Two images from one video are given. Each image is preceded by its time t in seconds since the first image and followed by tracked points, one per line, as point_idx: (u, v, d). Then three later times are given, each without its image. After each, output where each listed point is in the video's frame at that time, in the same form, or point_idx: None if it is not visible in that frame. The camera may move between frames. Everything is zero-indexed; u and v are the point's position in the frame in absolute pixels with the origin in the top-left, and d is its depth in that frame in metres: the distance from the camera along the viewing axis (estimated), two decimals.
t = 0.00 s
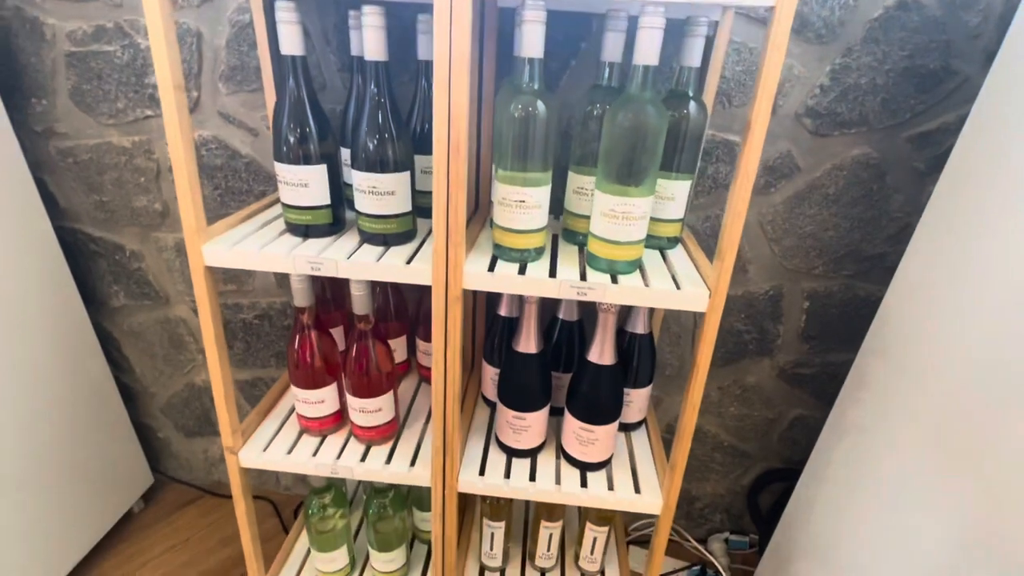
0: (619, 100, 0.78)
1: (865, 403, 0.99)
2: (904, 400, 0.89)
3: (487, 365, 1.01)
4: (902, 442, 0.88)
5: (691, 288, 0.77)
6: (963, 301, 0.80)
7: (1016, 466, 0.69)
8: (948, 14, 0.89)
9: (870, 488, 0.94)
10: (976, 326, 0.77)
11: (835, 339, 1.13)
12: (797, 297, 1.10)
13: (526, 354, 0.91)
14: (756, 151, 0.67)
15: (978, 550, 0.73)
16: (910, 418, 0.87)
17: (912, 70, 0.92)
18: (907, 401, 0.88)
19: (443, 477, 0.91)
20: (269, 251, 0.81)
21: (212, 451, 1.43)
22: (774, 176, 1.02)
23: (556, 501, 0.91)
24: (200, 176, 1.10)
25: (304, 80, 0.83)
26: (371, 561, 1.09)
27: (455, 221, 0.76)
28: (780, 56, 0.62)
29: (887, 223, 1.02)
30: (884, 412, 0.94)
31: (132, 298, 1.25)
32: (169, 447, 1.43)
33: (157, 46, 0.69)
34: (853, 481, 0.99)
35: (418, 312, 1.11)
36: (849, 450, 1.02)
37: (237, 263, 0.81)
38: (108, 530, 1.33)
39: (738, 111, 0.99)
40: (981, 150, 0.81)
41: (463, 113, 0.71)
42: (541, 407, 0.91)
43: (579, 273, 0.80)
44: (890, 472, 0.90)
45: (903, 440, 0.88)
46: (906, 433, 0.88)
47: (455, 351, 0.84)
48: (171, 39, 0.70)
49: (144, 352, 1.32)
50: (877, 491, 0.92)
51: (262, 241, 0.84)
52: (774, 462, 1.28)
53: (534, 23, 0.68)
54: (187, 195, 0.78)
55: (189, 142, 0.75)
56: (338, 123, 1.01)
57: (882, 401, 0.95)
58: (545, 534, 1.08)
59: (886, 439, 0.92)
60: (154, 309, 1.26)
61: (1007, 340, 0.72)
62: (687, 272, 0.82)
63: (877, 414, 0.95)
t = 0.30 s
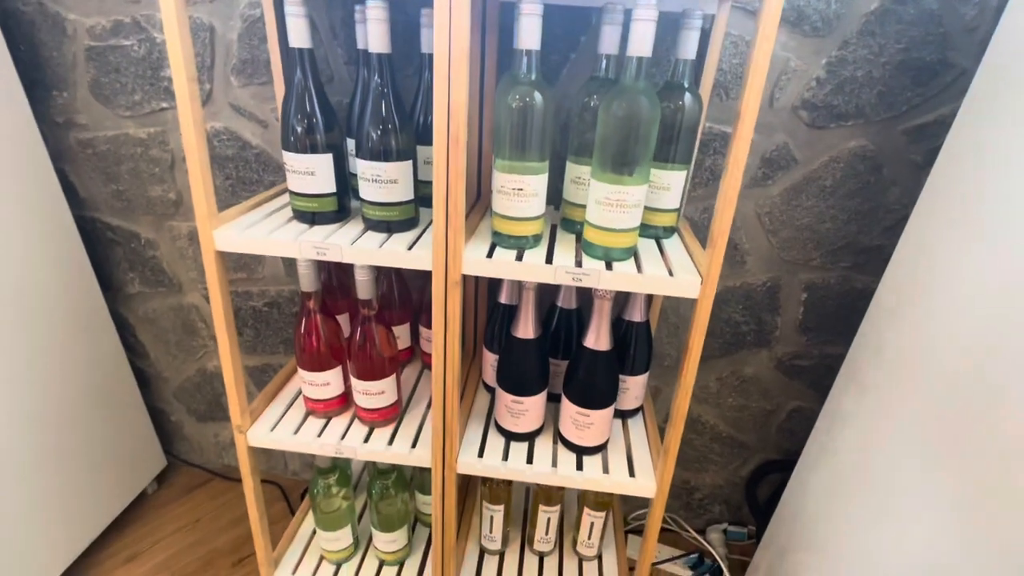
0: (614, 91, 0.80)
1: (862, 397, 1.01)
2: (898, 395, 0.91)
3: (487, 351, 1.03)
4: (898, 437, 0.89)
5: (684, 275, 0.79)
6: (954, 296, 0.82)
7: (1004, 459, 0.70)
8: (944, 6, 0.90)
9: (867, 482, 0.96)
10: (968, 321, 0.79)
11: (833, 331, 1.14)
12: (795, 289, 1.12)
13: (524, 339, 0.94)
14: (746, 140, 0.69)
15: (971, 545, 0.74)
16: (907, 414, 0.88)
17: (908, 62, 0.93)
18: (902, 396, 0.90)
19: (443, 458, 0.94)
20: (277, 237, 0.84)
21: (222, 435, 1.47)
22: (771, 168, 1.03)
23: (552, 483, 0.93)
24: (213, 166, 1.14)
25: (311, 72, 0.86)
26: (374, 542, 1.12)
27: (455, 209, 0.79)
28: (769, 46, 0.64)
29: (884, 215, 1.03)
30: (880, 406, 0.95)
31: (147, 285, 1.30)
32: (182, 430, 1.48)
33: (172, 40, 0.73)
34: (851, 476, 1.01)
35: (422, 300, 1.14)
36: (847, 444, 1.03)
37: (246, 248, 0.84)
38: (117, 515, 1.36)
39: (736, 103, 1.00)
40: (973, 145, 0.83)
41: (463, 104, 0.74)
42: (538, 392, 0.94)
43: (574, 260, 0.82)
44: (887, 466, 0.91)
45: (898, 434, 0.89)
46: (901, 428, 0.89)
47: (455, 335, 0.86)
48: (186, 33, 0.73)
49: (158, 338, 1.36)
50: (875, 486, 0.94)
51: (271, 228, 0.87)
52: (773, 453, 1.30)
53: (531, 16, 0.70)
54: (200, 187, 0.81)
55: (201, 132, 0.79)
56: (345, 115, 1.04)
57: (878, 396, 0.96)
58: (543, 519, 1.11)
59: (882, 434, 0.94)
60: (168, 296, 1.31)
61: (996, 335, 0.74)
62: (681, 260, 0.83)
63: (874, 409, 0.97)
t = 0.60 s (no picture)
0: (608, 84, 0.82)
1: (855, 393, 1.02)
2: (889, 391, 0.93)
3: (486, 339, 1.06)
4: (890, 431, 0.91)
5: (675, 264, 0.81)
6: (944, 295, 0.83)
7: (986, 456, 0.72)
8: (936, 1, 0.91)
9: (860, 476, 0.97)
10: (956, 319, 0.81)
11: (829, 323, 1.16)
12: (791, 281, 1.13)
13: (521, 327, 0.96)
14: (735, 132, 0.71)
15: (949, 538, 0.76)
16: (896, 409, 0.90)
17: (901, 57, 0.95)
18: (893, 393, 0.91)
19: (441, 442, 0.96)
20: (282, 226, 0.87)
21: (229, 424, 1.50)
22: (765, 162, 1.05)
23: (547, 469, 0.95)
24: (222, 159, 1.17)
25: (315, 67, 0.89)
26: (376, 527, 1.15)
27: (453, 199, 0.81)
28: (756, 39, 0.65)
29: (878, 209, 1.05)
30: (871, 402, 0.97)
31: (158, 276, 1.33)
32: (190, 419, 1.51)
33: (183, 35, 0.75)
34: (842, 471, 1.03)
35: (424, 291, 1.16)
36: (839, 440, 1.05)
37: (252, 236, 0.87)
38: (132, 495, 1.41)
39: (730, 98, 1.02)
40: (959, 143, 0.86)
41: (460, 97, 0.76)
42: (535, 379, 0.96)
43: (569, 249, 0.84)
44: (879, 461, 0.93)
45: (889, 431, 0.91)
46: (891, 425, 0.91)
47: (453, 322, 0.89)
48: (196, 28, 0.76)
49: (168, 328, 1.40)
50: (865, 481, 0.95)
51: (276, 217, 0.90)
52: (770, 446, 1.31)
53: (528, 11, 0.72)
54: (206, 176, 0.84)
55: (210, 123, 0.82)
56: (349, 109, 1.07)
57: (872, 390, 0.98)
58: (540, 506, 1.13)
59: (874, 429, 0.95)
60: (178, 286, 1.34)
61: (982, 334, 0.76)
62: (674, 249, 0.85)
63: (865, 405, 0.99)
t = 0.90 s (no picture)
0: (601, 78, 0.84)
1: (850, 390, 1.03)
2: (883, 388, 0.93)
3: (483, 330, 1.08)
4: (886, 426, 0.91)
5: (666, 255, 0.83)
6: (938, 289, 0.84)
7: (975, 452, 0.73)
8: None
9: (855, 471, 0.98)
10: (947, 317, 0.82)
11: (823, 317, 1.17)
12: (785, 275, 1.14)
13: (517, 318, 0.98)
14: (724, 124, 0.72)
15: (941, 535, 0.77)
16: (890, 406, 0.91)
17: (890, 52, 0.96)
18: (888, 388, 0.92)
19: (438, 430, 0.98)
20: (283, 217, 0.90)
21: (233, 417, 1.53)
22: (758, 156, 1.07)
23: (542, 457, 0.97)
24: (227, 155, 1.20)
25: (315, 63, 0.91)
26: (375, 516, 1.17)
27: (450, 190, 0.84)
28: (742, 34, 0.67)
29: (870, 203, 1.06)
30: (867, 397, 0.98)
31: (164, 270, 1.36)
32: (195, 412, 1.54)
33: (188, 31, 0.78)
34: (838, 468, 1.03)
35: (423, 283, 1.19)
36: (835, 436, 1.05)
37: (255, 227, 0.90)
38: (135, 489, 1.42)
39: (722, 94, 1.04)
40: (949, 145, 0.87)
41: (456, 90, 0.78)
42: (530, 368, 0.98)
43: (562, 239, 0.86)
44: (876, 455, 0.93)
45: (885, 426, 0.91)
46: (887, 421, 0.91)
47: (450, 312, 0.91)
48: (201, 25, 0.78)
49: (174, 321, 1.42)
50: (862, 476, 0.96)
51: (279, 208, 0.93)
52: (765, 440, 1.32)
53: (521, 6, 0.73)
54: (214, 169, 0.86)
55: (214, 117, 0.84)
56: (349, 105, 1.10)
57: (867, 386, 0.98)
58: (537, 496, 1.14)
59: (870, 424, 0.96)
60: (184, 280, 1.37)
61: (971, 330, 0.77)
62: (665, 240, 0.87)
63: (860, 402, 1.00)
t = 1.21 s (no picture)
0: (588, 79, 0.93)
1: (842, 388, 1.03)
2: (877, 387, 0.93)
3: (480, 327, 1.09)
4: (880, 424, 0.91)
5: (655, 250, 0.85)
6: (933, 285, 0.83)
7: (975, 452, 0.72)
8: None
9: (849, 470, 0.97)
10: (950, 318, 0.80)
11: (815, 313, 1.19)
12: (777, 271, 1.16)
13: (511, 313, 1.01)
14: (709, 120, 0.74)
15: (942, 535, 0.76)
16: (890, 405, 0.90)
17: (876, 51, 1.01)
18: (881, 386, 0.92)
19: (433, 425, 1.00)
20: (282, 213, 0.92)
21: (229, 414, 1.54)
22: (747, 154, 1.09)
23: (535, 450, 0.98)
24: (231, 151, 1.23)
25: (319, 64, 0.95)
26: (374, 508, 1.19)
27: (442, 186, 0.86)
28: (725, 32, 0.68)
29: (858, 200, 1.09)
30: (860, 396, 0.97)
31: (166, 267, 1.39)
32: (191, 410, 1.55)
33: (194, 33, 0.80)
34: (831, 468, 1.03)
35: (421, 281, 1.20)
36: (829, 435, 1.05)
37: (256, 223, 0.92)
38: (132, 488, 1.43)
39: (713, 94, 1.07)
40: (946, 142, 0.86)
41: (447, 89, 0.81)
42: (523, 362, 1.00)
43: (552, 234, 0.87)
44: (869, 454, 0.92)
45: (879, 424, 0.91)
46: (881, 419, 0.91)
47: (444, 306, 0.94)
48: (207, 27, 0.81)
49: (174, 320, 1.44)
50: (855, 476, 0.95)
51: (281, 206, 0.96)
52: (759, 436, 1.34)
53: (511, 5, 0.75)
54: (141, 110, 0.48)
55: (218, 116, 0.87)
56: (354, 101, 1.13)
57: (860, 384, 0.98)
58: (533, 488, 1.17)
59: (863, 422, 0.95)
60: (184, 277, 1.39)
61: (969, 326, 0.76)
62: (654, 236, 0.89)
63: (853, 401, 0.99)
